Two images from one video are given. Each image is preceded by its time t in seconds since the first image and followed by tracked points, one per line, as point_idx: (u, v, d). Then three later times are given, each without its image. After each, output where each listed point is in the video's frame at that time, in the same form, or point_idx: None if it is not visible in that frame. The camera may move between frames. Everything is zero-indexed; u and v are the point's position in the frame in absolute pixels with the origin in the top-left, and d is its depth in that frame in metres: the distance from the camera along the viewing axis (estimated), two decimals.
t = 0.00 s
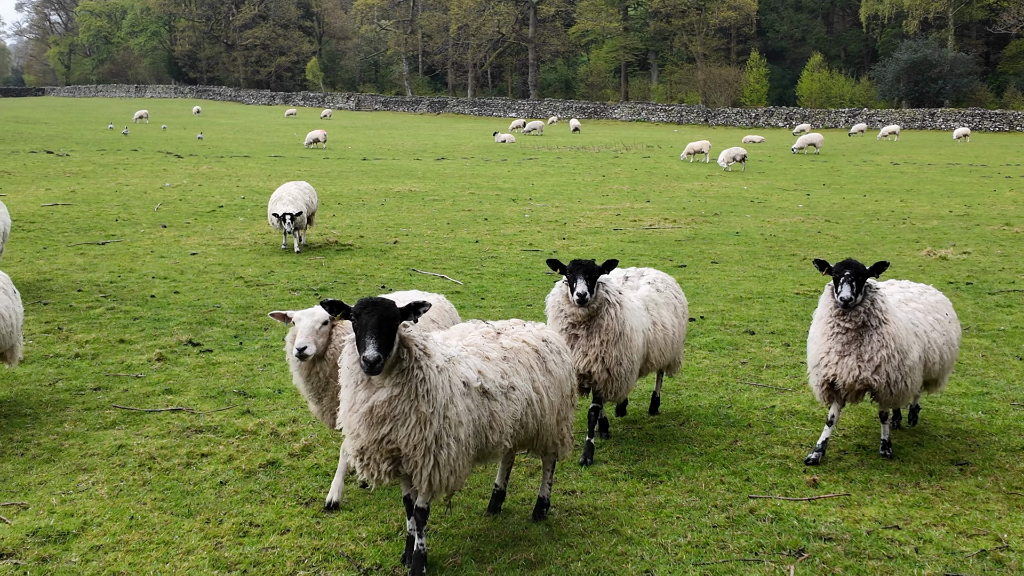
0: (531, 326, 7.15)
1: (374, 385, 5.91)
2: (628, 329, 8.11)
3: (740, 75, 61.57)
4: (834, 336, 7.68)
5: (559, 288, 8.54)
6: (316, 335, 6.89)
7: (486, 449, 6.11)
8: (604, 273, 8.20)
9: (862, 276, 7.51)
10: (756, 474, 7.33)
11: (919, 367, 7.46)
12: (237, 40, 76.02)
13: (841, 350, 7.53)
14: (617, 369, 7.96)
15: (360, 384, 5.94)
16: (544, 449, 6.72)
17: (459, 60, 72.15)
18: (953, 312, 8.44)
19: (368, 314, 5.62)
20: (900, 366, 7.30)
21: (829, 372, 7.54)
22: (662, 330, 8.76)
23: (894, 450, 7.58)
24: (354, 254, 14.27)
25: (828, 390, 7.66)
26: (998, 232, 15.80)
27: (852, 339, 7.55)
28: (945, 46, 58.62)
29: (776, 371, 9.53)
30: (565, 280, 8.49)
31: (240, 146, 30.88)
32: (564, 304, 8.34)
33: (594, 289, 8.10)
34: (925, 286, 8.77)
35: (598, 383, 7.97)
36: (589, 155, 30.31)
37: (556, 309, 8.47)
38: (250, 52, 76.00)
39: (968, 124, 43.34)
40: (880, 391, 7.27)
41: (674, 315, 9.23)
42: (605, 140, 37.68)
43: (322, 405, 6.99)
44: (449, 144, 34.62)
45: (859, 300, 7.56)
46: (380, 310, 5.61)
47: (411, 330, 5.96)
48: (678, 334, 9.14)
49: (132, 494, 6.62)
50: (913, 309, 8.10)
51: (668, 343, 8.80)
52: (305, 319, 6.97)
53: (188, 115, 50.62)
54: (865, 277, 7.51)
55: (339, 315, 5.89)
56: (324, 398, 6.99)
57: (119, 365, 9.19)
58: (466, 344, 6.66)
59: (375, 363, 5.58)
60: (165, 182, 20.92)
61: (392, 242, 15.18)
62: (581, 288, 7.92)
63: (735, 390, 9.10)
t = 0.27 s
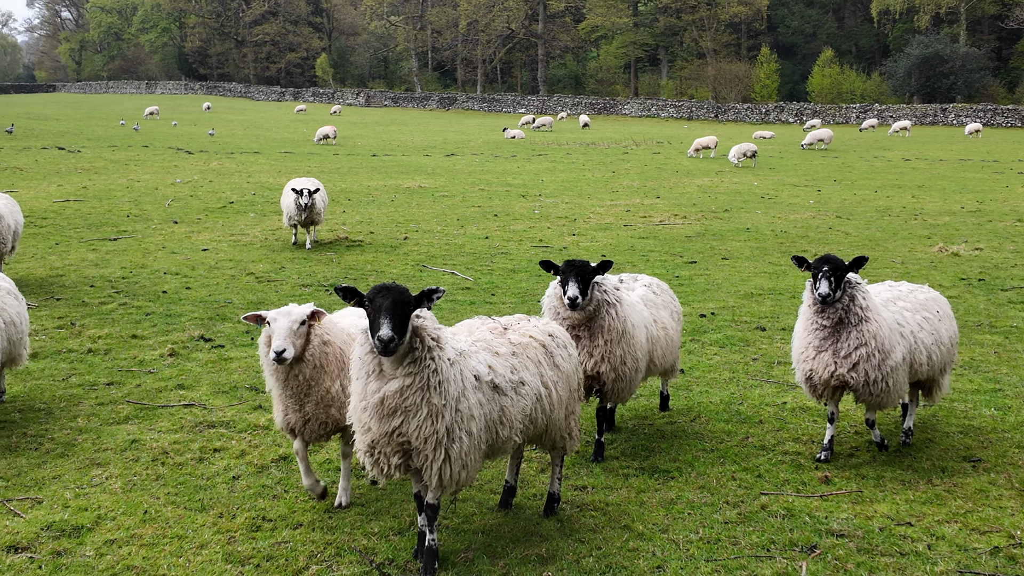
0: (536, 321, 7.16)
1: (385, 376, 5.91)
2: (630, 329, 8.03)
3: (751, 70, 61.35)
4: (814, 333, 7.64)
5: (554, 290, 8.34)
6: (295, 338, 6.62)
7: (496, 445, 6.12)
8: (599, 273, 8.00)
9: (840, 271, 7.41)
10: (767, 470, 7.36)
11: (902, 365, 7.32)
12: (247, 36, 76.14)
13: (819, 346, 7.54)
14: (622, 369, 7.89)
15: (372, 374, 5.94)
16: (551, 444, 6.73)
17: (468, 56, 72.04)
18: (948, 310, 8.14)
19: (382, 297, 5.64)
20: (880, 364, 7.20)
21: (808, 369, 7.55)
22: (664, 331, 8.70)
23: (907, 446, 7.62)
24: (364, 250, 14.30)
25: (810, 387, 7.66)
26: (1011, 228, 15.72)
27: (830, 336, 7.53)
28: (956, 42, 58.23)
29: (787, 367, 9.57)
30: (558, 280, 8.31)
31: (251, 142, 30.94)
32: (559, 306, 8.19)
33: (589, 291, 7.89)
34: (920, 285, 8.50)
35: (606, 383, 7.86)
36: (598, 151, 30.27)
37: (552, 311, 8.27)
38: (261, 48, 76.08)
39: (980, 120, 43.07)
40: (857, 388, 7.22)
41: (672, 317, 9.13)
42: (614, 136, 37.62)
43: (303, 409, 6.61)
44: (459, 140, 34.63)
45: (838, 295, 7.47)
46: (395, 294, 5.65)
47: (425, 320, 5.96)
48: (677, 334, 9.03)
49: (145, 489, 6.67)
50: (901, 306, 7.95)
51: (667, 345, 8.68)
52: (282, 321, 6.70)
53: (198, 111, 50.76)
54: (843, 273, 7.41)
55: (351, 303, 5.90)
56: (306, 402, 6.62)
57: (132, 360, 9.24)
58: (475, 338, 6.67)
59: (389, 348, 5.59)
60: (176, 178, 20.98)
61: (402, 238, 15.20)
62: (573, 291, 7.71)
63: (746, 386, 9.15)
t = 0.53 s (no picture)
0: (546, 318, 7.17)
1: (397, 374, 5.90)
2: (630, 332, 7.90)
3: (762, 66, 61.06)
4: (808, 328, 7.64)
5: (555, 289, 8.28)
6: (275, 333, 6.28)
7: (508, 441, 6.13)
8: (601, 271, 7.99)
9: (835, 266, 7.43)
10: (780, 468, 7.39)
11: (894, 362, 7.34)
12: (258, 33, 76.23)
13: (810, 341, 7.55)
14: (624, 372, 7.80)
15: (384, 372, 5.93)
16: (562, 440, 6.74)
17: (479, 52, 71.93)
18: (951, 312, 8.09)
19: (391, 299, 5.65)
20: (871, 360, 7.22)
21: (800, 364, 7.56)
22: (663, 330, 8.59)
23: (919, 444, 7.64)
24: (375, 247, 14.33)
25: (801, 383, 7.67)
26: None
27: (823, 332, 7.53)
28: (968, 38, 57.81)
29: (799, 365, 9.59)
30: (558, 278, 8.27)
31: (261, 139, 31.00)
32: (560, 304, 8.14)
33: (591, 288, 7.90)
34: (923, 285, 8.45)
35: (609, 387, 7.78)
36: (608, 148, 30.23)
37: (552, 310, 8.21)
38: (272, 45, 76.10)
39: (992, 116, 42.78)
40: (847, 384, 7.24)
41: (670, 314, 9.09)
42: (625, 132, 37.55)
43: (279, 422, 6.24)
44: (469, 136, 34.63)
45: (832, 291, 7.47)
46: (405, 295, 5.65)
47: (435, 318, 5.96)
48: (676, 333, 8.98)
49: (160, 484, 6.72)
50: (902, 306, 7.91)
51: (667, 343, 8.61)
52: (262, 317, 6.29)
53: (209, 107, 50.87)
54: (838, 268, 7.43)
55: (361, 304, 5.91)
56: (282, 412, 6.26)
57: (145, 357, 9.30)
58: (486, 335, 6.66)
59: (399, 348, 5.59)
60: (187, 174, 21.05)
61: (413, 235, 15.22)
62: (575, 289, 7.71)
63: (758, 384, 9.19)
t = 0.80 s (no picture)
0: (557, 314, 7.12)
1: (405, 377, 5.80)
2: (625, 327, 7.75)
3: (774, 63, 60.84)
4: (804, 332, 7.49)
5: (551, 283, 8.19)
6: (251, 348, 5.74)
7: (518, 438, 6.12)
8: (596, 264, 7.85)
9: (835, 267, 7.24)
10: (791, 466, 7.38)
11: (891, 370, 7.18)
12: (270, 31, 76.47)
13: (807, 345, 7.43)
14: (619, 371, 7.64)
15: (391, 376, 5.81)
16: (571, 435, 6.73)
17: (490, 49, 71.86)
18: (956, 314, 7.90)
19: (395, 315, 5.49)
20: (869, 367, 7.06)
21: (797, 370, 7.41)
22: (662, 328, 8.42)
23: (933, 442, 7.61)
24: (386, 244, 14.35)
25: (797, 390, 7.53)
26: None
27: (820, 335, 7.38)
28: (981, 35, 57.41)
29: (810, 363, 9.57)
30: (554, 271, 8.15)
31: (273, 136, 31.09)
32: (555, 298, 8.04)
33: (586, 281, 7.75)
34: (929, 285, 8.25)
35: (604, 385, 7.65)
36: (619, 145, 30.17)
37: (547, 303, 8.12)
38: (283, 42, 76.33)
39: (1007, 113, 42.41)
40: (842, 391, 7.08)
41: (670, 310, 8.89)
42: (636, 129, 37.47)
43: (245, 431, 5.88)
44: (480, 134, 34.66)
45: (831, 292, 7.30)
46: (408, 311, 5.48)
47: (442, 326, 5.83)
48: (676, 330, 8.79)
49: (173, 479, 6.75)
50: (902, 309, 7.73)
51: (667, 339, 8.42)
52: (237, 329, 5.75)
53: (221, 105, 51.11)
54: (837, 269, 7.24)
55: (365, 314, 5.77)
56: (249, 422, 5.88)
57: (158, 353, 9.33)
58: (494, 332, 6.59)
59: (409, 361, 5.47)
60: (200, 172, 21.12)
61: (423, 232, 15.23)
62: (571, 278, 7.59)
63: (768, 381, 9.18)
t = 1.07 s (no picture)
0: (568, 311, 7.10)
1: (420, 376, 5.77)
2: (631, 327, 7.69)
3: (787, 60, 60.53)
4: (804, 333, 7.37)
5: (553, 288, 8.17)
6: (242, 353, 5.36)
7: (525, 437, 6.09)
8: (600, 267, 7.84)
9: (833, 266, 7.18)
10: (805, 463, 7.37)
11: (893, 373, 7.10)
12: (281, 28, 76.65)
13: (807, 349, 7.27)
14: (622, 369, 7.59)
15: (406, 373, 5.78)
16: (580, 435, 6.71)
17: (501, 46, 71.76)
18: (946, 318, 7.91)
19: (428, 309, 5.55)
20: (870, 371, 6.97)
21: (796, 374, 7.26)
22: (666, 329, 8.36)
23: (948, 439, 7.60)
24: (398, 240, 14.38)
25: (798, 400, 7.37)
26: None
27: (821, 338, 7.24)
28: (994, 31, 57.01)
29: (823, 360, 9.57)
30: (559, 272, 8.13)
31: (286, 133, 31.17)
32: (559, 302, 8.01)
33: (591, 283, 7.76)
34: (919, 287, 8.23)
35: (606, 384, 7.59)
36: (631, 141, 30.13)
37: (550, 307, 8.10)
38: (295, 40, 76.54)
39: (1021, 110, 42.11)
40: (845, 396, 6.96)
41: (676, 309, 8.80)
42: (648, 126, 37.38)
43: (237, 447, 5.46)
44: (492, 130, 34.64)
45: (832, 292, 7.22)
46: (439, 303, 5.54)
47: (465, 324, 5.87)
48: (683, 329, 8.71)
49: (186, 474, 6.77)
50: (898, 311, 7.71)
51: (672, 340, 8.39)
52: (225, 333, 5.31)
53: (233, 102, 51.27)
54: (836, 268, 7.18)
55: (391, 310, 5.79)
56: (241, 437, 5.47)
57: (172, 348, 9.38)
58: (504, 330, 6.56)
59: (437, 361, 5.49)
60: (212, 169, 21.20)
61: (435, 228, 15.25)
62: (575, 283, 7.60)
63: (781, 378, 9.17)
